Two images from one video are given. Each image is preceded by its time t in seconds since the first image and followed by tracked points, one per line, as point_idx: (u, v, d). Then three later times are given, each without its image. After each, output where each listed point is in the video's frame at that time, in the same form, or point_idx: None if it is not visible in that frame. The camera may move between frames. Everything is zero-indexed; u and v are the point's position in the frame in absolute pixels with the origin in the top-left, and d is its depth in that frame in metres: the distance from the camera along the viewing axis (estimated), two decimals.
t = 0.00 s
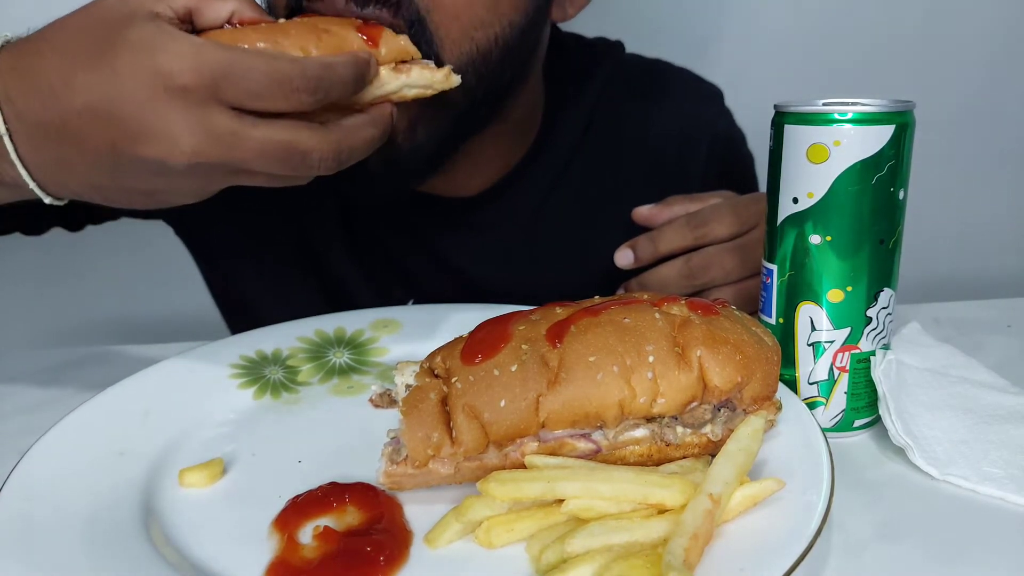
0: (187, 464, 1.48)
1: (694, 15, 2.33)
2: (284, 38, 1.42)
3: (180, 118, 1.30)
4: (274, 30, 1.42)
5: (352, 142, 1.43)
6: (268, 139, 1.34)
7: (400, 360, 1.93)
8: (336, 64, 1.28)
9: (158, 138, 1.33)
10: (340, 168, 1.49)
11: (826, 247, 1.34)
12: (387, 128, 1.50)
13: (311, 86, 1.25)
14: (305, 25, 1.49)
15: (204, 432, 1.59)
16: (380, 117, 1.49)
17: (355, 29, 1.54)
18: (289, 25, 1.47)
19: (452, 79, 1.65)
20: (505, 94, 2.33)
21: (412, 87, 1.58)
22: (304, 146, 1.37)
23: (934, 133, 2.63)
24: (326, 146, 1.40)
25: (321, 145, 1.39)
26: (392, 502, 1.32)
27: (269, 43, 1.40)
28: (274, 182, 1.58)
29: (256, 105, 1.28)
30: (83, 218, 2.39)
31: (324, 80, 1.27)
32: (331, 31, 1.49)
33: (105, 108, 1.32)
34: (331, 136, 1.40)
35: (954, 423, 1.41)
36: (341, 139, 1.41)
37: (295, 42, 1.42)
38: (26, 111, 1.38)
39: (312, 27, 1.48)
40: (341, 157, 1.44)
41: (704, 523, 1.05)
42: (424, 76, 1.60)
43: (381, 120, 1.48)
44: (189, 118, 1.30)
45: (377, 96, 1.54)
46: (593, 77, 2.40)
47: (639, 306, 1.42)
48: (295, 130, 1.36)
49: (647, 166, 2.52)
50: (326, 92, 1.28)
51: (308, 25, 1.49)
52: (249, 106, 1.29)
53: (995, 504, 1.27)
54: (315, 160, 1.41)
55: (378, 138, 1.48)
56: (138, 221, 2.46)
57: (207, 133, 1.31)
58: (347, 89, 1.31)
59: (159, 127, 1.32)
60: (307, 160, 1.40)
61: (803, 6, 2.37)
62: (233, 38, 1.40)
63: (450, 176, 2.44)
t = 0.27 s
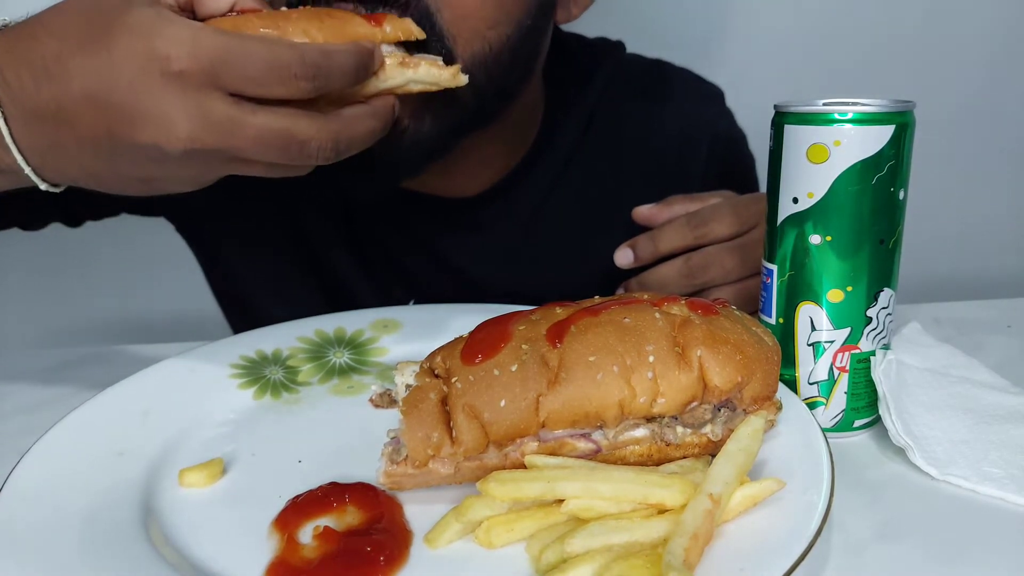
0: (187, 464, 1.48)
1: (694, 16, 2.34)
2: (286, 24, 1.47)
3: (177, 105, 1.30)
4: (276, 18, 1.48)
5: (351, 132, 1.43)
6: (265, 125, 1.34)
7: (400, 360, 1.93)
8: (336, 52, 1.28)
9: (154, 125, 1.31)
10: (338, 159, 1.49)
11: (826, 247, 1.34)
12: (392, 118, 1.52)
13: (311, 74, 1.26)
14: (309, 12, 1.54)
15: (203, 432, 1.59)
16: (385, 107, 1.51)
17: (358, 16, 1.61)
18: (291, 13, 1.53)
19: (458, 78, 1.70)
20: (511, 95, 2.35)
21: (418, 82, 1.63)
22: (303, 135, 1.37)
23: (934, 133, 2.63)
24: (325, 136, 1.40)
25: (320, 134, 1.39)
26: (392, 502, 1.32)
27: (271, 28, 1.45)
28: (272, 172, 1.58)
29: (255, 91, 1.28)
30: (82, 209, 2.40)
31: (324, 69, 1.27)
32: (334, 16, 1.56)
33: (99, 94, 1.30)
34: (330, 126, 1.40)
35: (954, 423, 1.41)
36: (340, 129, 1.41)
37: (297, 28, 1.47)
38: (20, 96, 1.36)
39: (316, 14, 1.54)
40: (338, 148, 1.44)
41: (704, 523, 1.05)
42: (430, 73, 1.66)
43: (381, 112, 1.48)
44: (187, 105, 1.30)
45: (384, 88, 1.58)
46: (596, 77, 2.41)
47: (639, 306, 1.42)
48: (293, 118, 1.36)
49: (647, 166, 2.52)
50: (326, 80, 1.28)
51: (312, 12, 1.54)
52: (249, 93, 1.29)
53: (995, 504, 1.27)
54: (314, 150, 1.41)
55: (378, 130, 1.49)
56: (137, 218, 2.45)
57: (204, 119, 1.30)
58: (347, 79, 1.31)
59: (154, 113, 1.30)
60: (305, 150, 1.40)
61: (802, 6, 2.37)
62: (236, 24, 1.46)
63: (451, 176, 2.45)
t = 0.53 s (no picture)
0: (187, 464, 1.48)
1: (694, 15, 2.34)
2: (283, 16, 1.45)
3: (174, 98, 1.30)
4: (273, 9, 1.47)
5: (349, 125, 1.44)
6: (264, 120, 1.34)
7: (400, 360, 1.93)
8: (334, 45, 1.28)
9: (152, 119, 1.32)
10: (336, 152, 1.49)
11: (826, 247, 1.34)
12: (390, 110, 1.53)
13: (309, 66, 1.26)
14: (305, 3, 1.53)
15: (203, 432, 1.59)
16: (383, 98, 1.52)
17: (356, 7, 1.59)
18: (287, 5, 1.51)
19: (457, 74, 1.71)
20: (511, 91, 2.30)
21: (416, 77, 1.63)
22: (301, 128, 1.37)
23: (933, 132, 2.63)
24: (324, 129, 1.40)
25: (319, 128, 1.39)
26: (392, 502, 1.32)
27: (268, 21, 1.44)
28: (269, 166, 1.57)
29: (253, 84, 1.28)
30: (83, 209, 2.40)
31: (321, 62, 1.27)
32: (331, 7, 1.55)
33: (95, 89, 1.29)
34: (328, 118, 1.40)
35: (954, 423, 1.41)
36: (338, 121, 1.41)
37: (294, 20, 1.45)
38: (16, 91, 1.35)
39: (312, 5, 1.52)
40: (337, 141, 1.44)
41: (704, 523, 1.05)
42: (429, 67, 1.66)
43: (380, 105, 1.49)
44: (183, 98, 1.29)
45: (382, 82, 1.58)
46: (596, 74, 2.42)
47: (639, 306, 1.42)
48: (291, 111, 1.36)
49: (647, 166, 2.53)
50: (324, 73, 1.28)
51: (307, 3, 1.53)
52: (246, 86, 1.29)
53: (995, 503, 1.27)
54: (313, 143, 1.41)
55: (376, 123, 1.49)
56: (138, 218, 2.46)
57: (201, 114, 1.30)
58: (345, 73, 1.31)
59: (152, 107, 1.30)
60: (304, 143, 1.40)
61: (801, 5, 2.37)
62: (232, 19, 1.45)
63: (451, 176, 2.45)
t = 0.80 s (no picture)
0: (187, 464, 1.48)
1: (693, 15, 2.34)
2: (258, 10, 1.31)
3: (148, 98, 1.24)
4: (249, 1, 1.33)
5: (333, 123, 1.34)
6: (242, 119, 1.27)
7: (400, 360, 1.93)
8: (310, 39, 1.19)
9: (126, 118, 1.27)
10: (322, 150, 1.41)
11: (826, 247, 1.34)
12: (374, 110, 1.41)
13: (283, 61, 1.18)
14: None
15: (203, 432, 1.59)
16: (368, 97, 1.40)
17: None
18: None
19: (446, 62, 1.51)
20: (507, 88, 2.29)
21: (403, 69, 1.44)
22: (281, 127, 1.30)
23: (933, 132, 2.63)
24: (307, 125, 1.32)
25: (300, 125, 1.31)
26: (392, 502, 1.32)
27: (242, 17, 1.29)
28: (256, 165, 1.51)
29: (225, 81, 1.21)
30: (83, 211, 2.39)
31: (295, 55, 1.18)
32: None
33: (76, 87, 1.27)
34: (311, 115, 1.32)
35: (954, 423, 1.41)
36: (320, 119, 1.33)
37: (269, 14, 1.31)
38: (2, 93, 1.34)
39: None
40: (320, 138, 1.35)
41: (704, 523, 1.05)
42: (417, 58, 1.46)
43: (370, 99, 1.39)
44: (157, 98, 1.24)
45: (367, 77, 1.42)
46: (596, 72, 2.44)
47: (639, 306, 1.42)
48: (269, 110, 1.28)
49: (647, 166, 2.53)
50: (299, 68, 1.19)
51: None
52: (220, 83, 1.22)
53: (995, 503, 1.27)
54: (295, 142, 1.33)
55: (364, 120, 1.39)
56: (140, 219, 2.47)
57: (174, 113, 1.24)
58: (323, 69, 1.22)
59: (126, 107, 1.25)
60: (286, 142, 1.32)
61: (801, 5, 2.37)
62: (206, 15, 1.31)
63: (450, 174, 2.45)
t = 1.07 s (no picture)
0: (188, 464, 1.48)
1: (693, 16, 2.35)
2: (191, 50, 1.33)
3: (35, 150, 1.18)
4: (183, 40, 1.35)
5: (245, 175, 1.27)
6: (142, 167, 1.21)
7: (400, 360, 1.93)
8: (194, 89, 1.09)
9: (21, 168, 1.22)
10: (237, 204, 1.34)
11: (826, 247, 1.34)
12: (303, 161, 1.31)
13: (159, 115, 1.10)
14: (220, 28, 1.39)
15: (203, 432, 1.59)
16: (298, 144, 1.29)
17: (279, 31, 1.39)
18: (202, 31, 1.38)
19: (394, 101, 1.46)
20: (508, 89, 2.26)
21: (346, 108, 1.42)
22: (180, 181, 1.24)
23: (933, 132, 2.63)
24: (212, 178, 1.25)
25: (203, 179, 1.25)
26: (392, 502, 1.32)
27: (172, 58, 1.32)
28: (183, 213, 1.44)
29: (107, 135, 1.14)
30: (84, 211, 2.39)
31: (177, 109, 1.09)
32: (246, 32, 1.38)
33: None
34: (217, 168, 1.25)
35: (954, 423, 1.41)
36: (230, 171, 1.26)
37: (197, 55, 1.33)
38: None
39: (226, 31, 1.38)
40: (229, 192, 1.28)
41: (705, 523, 1.05)
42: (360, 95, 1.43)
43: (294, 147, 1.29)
44: (45, 149, 1.18)
45: (307, 116, 1.40)
46: (597, 71, 2.45)
47: (639, 306, 1.42)
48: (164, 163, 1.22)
49: (647, 166, 2.54)
50: (180, 122, 1.11)
51: (223, 29, 1.39)
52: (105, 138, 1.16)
53: (995, 503, 1.27)
54: (200, 194, 1.27)
55: (287, 171, 1.30)
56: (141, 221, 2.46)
57: (63, 166, 1.19)
58: (209, 123, 1.11)
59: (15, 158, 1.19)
60: (189, 194, 1.27)
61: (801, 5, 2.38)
62: (132, 54, 1.32)
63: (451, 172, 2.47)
